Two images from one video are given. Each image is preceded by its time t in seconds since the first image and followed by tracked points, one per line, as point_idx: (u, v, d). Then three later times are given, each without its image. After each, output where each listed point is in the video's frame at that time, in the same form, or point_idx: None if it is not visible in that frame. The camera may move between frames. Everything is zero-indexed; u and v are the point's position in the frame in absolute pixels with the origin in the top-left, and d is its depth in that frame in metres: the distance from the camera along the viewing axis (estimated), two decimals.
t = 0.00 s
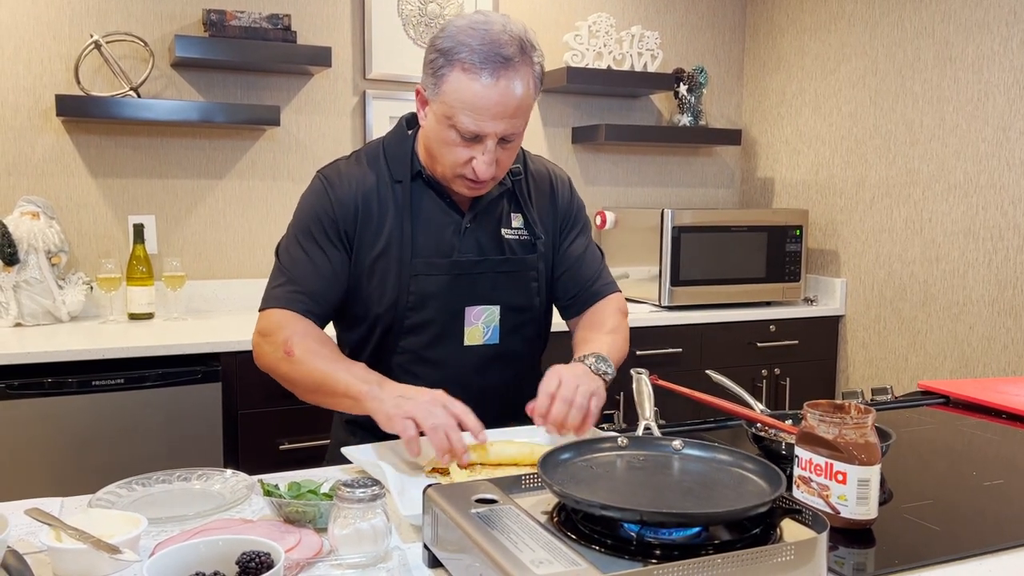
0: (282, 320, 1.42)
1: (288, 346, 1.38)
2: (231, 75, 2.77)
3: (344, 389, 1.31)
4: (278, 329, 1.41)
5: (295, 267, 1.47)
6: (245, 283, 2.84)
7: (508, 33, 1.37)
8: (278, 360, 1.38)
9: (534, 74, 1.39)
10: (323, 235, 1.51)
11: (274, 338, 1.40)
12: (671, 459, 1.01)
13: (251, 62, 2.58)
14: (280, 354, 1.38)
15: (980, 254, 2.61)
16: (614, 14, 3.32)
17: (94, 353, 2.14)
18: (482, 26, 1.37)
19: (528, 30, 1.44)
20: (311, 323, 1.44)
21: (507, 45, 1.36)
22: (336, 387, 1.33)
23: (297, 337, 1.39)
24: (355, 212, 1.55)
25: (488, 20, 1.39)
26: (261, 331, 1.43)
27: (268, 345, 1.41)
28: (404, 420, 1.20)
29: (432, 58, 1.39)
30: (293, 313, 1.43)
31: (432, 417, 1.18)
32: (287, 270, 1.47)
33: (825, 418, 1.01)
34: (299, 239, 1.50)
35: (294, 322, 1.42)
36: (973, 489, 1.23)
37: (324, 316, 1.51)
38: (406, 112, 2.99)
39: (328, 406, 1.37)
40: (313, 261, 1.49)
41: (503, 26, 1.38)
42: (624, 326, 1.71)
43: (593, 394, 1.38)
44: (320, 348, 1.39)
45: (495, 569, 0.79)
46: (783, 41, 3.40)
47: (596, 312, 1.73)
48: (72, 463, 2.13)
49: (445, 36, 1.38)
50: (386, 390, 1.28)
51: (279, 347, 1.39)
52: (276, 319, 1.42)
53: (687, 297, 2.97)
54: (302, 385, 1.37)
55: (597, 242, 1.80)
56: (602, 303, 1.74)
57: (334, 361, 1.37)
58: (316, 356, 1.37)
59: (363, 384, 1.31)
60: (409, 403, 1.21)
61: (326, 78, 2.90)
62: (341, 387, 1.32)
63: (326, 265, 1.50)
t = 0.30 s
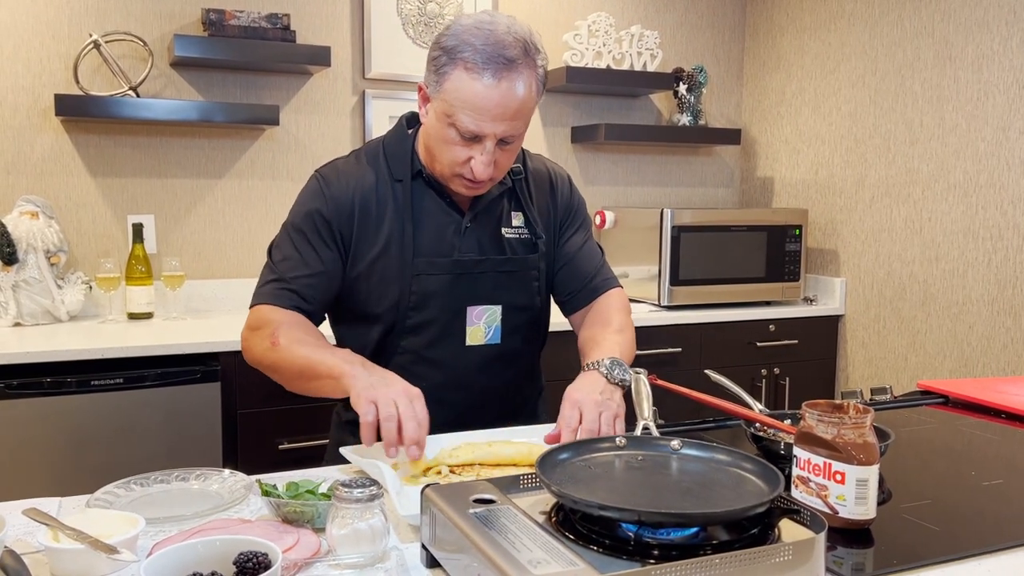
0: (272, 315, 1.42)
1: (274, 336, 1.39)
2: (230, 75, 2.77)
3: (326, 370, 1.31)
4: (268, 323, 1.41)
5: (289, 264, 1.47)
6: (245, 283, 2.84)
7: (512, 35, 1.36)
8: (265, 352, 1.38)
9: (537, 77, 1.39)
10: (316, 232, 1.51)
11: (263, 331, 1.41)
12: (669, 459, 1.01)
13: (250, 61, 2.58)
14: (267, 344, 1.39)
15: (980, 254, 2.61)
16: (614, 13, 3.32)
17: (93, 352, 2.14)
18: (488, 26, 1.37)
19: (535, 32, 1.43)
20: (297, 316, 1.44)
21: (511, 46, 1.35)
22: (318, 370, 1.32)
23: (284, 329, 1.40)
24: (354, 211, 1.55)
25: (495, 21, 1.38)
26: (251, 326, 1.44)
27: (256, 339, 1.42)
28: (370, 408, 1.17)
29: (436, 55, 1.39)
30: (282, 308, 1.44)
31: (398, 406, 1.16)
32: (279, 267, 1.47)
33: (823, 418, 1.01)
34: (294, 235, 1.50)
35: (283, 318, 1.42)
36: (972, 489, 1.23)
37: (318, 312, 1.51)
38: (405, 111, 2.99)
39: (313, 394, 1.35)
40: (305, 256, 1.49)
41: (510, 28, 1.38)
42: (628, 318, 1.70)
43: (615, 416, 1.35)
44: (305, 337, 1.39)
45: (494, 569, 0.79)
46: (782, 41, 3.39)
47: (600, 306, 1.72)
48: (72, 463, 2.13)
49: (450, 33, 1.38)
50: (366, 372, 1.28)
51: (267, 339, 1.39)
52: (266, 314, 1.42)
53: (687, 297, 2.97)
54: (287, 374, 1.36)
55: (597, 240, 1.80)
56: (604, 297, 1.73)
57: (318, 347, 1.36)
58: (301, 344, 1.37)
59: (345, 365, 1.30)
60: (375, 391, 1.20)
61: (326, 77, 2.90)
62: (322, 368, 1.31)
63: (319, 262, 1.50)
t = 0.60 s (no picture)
0: (273, 322, 1.43)
1: (275, 346, 1.40)
2: (229, 74, 2.76)
3: (330, 384, 1.32)
4: (268, 332, 1.42)
5: (287, 269, 1.48)
6: (244, 282, 2.84)
7: (496, 35, 1.36)
8: (267, 362, 1.40)
9: (525, 74, 1.39)
10: (313, 237, 1.51)
11: (264, 339, 1.42)
12: (667, 458, 1.01)
13: (249, 60, 2.58)
14: (269, 354, 1.40)
15: (979, 253, 2.61)
16: (613, 13, 3.31)
17: (91, 351, 2.14)
18: (471, 28, 1.37)
19: (518, 28, 1.43)
20: (298, 323, 1.45)
21: (497, 46, 1.35)
22: (322, 383, 1.33)
23: (284, 337, 1.40)
24: (349, 213, 1.55)
25: (476, 21, 1.38)
26: (253, 334, 1.45)
27: (258, 347, 1.43)
28: (376, 434, 1.22)
29: (422, 62, 1.39)
30: (282, 315, 1.44)
31: (401, 433, 1.20)
32: (277, 273, 1.48)
33: (821, 417, 1.01)
34: (291, 241, 1.50)
35: (283, 326, 1.43)
36: (970, 488, 1.23)
37: (318, 316, 1.51)
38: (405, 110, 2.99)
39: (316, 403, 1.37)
40: (303, 261, 1.49)
41: (493, 27, 1.37)
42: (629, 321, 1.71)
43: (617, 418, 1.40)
44: (305, 345, 1.40)
45: (490, 569, 0.79)
46: (782, 40, 3.39)
47: (599, 306, 1.72)
48: (70, 462, 2.13)
49: (434, 39, 1.38)
50: (369, 383, 1.29)
51: (268, 348, 1.40)
52: (267, 324, 1.43)
53: (686, 296, 2.97)
54: (289, 385, 1.38)
55: (594, 238, 1.80)
56: (604, 298, 1.73)
57: (319, 356, 1.37)
58: (302, 354, 1.38)
59: (346, 378, 1.31)
60: (377, 415, 1.22)
61: (325, 77, 2.90)
62: (324, 384, 1.33)
63: (317, 265, 1.50)
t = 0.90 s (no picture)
0: (267, 328, 1.44)
1: (270, 351, 1.41)
2: (228, 73, 2.76)
3: (328, 385, 1.33)
4: (262, 337, 1.43)
5: (279, 275, 1.48)
6: (243, 282, 2.84)
7: (474, 30, 1.36)
8: (263, 367, 1.41)
9: (506, 68, 1.38)
10: (304, 241, 1.52)
11: (258, 345, 1.43)
12: (664, 457, 1.01)
13: (248, 59, 2.58)
14: (265, 360, 1.41)
15: (978, 253, 2.61)
16: (613, 12, 3.31)
17: (90, 350, 2.14)
18: (447, 25, 1.36)
19: (496, 21, 1.42)
20: (293, 327, 1.46)
21: (475, 42, 1.35)
22: (319, 385, 1.35)
23: (279, 341, 1.42)
24: (339, 216, 1.55)
25: (453, 18, 1.37)
26: (247, 341, 1.46)
27: (253, 354, 1.44)
28: (377, 434, 1.23)
29: (402, 64, 1.39)
30: (276, 320, 1.45)
31: (403, 429, 1.21)
32: (269, 279, 1.48)
33: (819, 416, 1.01)
34: (283, 246, 1.51)
35: (278, 330, 1.44)
36: (969, 487, 1.23)
37: (312, 319, 1.52)
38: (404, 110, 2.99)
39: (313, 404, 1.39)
40: (295, 266, 1.50)
41: (470, 22, 1.37)
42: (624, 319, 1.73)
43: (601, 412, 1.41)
44: (299, 347, 1.41)
45: (488, 569, 0.79)
46: (782, 39, 3.39)
47: (594, 302, 1.73)
48: (70, 461, 2.13)
49: (412, 40, 1.37)
50: (365, 382, 1.30)
51: (264, 354, 1.41)
52: (261, 329, 1.44)
53: (686, 295, 2.97)
54: (285, 388, 1.39)
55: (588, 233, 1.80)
56: (599, 295, 1.74)
57: (314, 358, 1.39)
58: (297, 357, 1.39)
59: (339, 378, 1.33)
60: (376, 412, 1.24)
61: (324, 76, 2.90)
62: (320, 386, 1.35)
63: (309, 269, 1.51)
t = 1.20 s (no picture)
0: (280, 335, 1.45)
1: (290, 357, 1.42)
2: (228, 73, 2.76)
3: (359, 383, 1.38)
4: (277, 344, 1.44)
5: (276, 282, 1.49)
6: (243, 281, 2.84)
7: (435, 26, 1.36)
8: (283, 374, 1.42)
9: (472, 61, 1.38)
10: (299, 247, 1.52)
11: (272, 353, 1.44)
12: (663, 457, 1.01)
13: (248, 59, 2.58)
14: (284, 366, 1.42)
15: (977, 252, 2.61)
16: (612, 11, 3.31)
17: (90, 350, 2.14)
18: (407, 25, 1.36)
19: (457, 15, 1.42)
20: (308, 333, 1.48)
21: (437, 39, 1.35)
22: (347, 384, 1.38)
23: (296, 347, 1.44)
24: (325, 219, 1.55)
25: (411, 17, 1.37)
26: (255, 351, 1.46)
27: (266, 362, 1.45)
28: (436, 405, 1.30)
29: (368, 70, 1.40)
30: (290, 328, 1.46)
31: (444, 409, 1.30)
32: (272, 287, 1.48)
33: (818, 415, 1.01)
34: (280, 253, 1.51)
35: (294, 337, 1.45)
36: (967, 487, 1.23)
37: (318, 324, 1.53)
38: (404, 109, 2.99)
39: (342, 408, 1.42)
40: (295, 271, 1.50)
41: (429, 19, 1.37)
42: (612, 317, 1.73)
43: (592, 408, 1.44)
44: (320, 354, 1.44)
45: (486, 568, 0.79)
46: (782, 39, 3.39)
47: (582, 300, 1.73)
48: (69, 461, 2.14)
49: (374, 45, 1.38)
50: (397, 378, 1.37)
51: (282, 360, 1.43)
52: (274, 336, 1.45)
53: (685, 295, 2.97)
54: (309, 394, 1.41)
55: (577, 230, 1.80)
56: (586, 294, 1.74)
57: (340, 361, 1.42)
58: (321, 361, 1.42)
59: (371, 375, 1.38)
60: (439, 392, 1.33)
61: (324, 76, 2.90)
62: (350, 385, 1.38)
63: (308, 274, 1.52)
